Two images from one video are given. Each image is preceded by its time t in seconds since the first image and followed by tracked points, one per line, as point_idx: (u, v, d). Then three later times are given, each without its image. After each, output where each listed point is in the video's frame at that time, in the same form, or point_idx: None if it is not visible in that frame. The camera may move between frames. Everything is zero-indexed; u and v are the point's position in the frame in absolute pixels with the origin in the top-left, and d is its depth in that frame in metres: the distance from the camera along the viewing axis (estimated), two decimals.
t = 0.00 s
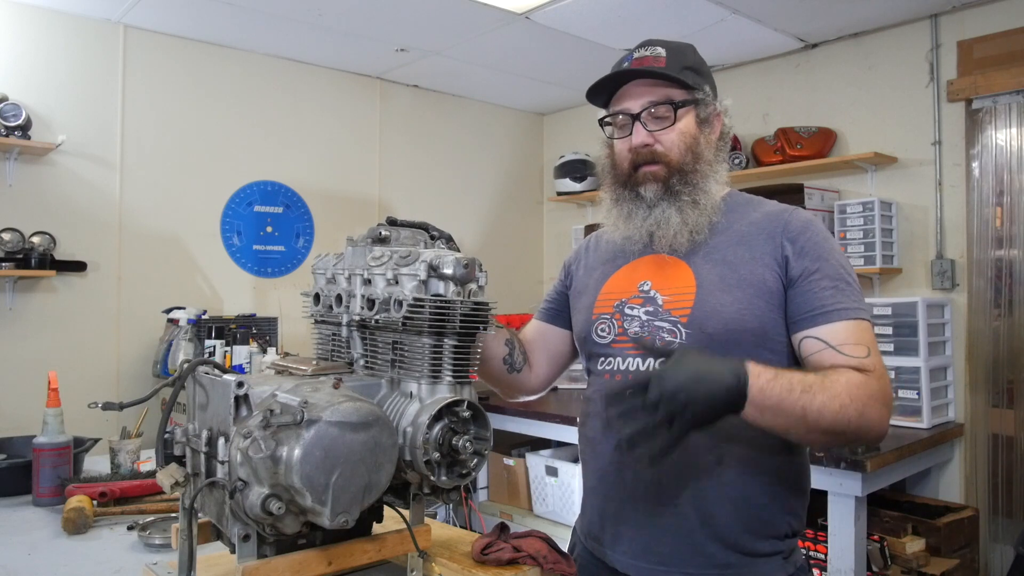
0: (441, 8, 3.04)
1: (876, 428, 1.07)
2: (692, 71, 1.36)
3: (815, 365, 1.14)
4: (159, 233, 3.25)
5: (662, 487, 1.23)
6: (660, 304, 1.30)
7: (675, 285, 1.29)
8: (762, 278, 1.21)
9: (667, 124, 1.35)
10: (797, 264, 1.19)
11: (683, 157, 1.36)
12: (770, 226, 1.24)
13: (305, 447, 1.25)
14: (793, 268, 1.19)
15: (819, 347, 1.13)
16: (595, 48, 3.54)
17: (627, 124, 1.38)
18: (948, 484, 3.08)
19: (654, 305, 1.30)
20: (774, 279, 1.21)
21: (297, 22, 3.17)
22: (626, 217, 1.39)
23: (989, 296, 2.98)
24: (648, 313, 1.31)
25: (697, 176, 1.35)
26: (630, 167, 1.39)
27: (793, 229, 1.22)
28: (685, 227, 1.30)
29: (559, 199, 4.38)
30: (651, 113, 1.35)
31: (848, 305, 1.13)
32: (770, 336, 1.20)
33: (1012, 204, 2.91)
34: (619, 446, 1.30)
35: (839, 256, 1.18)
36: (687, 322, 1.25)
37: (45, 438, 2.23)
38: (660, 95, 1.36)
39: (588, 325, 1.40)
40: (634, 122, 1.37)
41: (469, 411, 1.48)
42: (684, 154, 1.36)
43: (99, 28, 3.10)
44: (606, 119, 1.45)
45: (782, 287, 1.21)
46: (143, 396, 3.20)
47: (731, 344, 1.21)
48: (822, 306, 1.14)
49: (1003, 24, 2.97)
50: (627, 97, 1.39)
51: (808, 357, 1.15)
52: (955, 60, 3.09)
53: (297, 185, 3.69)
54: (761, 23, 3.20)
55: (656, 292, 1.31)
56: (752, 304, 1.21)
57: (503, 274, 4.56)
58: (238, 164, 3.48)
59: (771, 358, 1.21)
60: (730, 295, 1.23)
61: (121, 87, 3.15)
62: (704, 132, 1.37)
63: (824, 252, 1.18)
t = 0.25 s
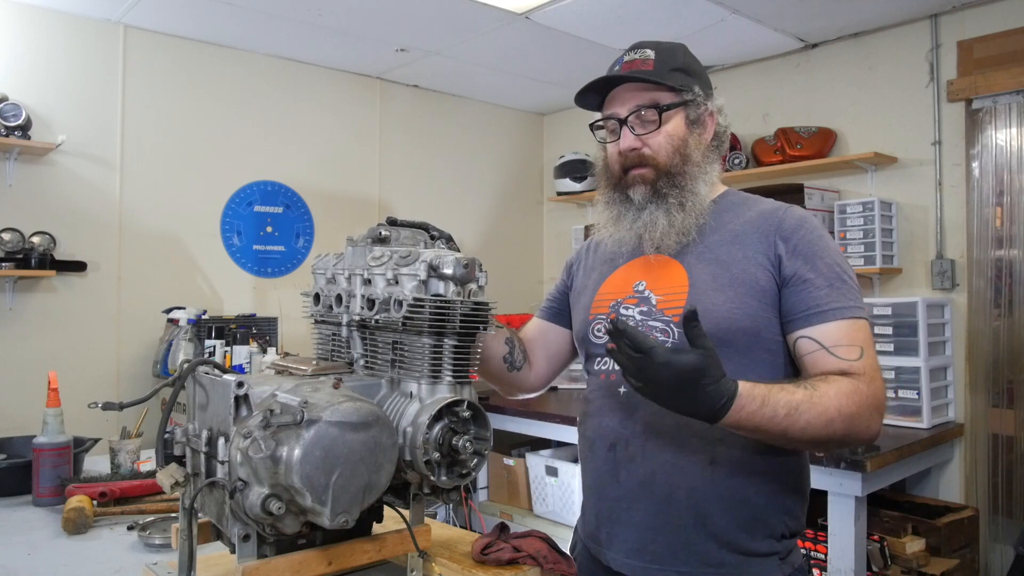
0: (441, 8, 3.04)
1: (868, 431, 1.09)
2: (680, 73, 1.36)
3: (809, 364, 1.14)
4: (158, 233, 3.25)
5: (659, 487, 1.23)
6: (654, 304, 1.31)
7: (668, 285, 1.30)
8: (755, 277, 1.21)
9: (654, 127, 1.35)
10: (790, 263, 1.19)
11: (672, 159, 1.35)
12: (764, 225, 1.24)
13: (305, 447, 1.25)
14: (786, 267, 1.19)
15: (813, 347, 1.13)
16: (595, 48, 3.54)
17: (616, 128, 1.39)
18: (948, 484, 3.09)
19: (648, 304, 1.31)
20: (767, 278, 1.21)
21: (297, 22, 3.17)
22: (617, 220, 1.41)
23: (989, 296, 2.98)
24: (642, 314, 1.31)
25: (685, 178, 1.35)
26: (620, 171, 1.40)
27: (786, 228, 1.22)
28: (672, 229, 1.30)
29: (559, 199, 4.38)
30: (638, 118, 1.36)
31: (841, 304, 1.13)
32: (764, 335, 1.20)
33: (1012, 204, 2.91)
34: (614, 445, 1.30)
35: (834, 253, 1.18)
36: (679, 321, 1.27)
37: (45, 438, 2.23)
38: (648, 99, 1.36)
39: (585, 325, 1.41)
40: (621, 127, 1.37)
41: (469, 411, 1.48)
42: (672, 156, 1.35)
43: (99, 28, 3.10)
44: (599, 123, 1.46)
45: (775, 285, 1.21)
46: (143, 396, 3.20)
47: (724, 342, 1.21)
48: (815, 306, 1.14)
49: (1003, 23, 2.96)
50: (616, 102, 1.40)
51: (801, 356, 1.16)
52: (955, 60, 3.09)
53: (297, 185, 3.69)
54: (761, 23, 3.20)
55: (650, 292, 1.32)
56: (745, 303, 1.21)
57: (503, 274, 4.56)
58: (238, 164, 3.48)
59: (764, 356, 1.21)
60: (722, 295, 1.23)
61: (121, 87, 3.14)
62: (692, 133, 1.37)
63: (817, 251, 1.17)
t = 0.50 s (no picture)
0: (441, 8, 3.04)
1: (865, 439, 1.06)
2: (677, 74, 1.36)
3: (800, 366, 1.14)
4: (158, 233, 3.25)
5: (659, 486, 1.23)
6: (653, 303, 1.30)
7: (668, 284, 1.29)
8: (752, 277, 1.21)
9: (652, 129, 1.36)
10: (786, 263, 1.19)
11: (670, 159, 1.36)
12: (761, 225, 1.24)
13: (306, 447, 1.25)
14: (783, 267, 1.19)
15: (804, 348, 1.13)
16: (595, 48, 3.54)
17: (614, 131, 1.40)
18: (948, 484, 3.09)
19: (648, 304, 1.30)
20: (763, 278, 1.21)
21: (297, 22, 3.17)
22: (617, 221, 1.42)
23: (989, 296, 2.98)
24: (642, 313, 1.31)
25: (684, 177, 1.35)
26: (619, 172, 1.41)
27: (783, 229, 1.22)
28: (670, 229, 1.30)
29: (559, 199, 4.38)
30: (635, 120, 1.37)
31: (834, 306, 1.12)
32: (762, 335, 1.20)
33: (1012, 204, 2.91)
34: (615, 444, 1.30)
35: (830, 254, 1.17)
36: (677, 321, 1.26)
37: (45, 438, 2.23)
38: (645, 101, 1.37)
39: (586, 325, 1.40)
40: (619, 130, 1.38)
41: (469, 411, 1.48)
42: (670, 157, 1.36)
43: (99, 29, 3.10)
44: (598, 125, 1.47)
45: (771, 285, 1.21)
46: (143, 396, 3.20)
47: (724, 341, 1.21)
48: (807, 307, 1.14)
49: (1003, 23, 2.97)
50: (614, 104, 1.40)
51: (794, 357, 1.16)
52: (955, 60, 3.09)
53: (296, 185, 3.69)
54: (761, 23, 3.20)
55: (649, 292, 1.31)
56: (742, 302, 1.21)
57: (503, 274, 4.56)
58: (238, 164, 3.48)
59: (763, 356, 1.20)
60: (720, 294, 1.23)
61: (121, 87, 3.15)
62: (691, 134, 1.37)
63: (814, 251, 1.17)
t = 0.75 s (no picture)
0: (441, 8, 3.04)
1: (869, 437, 1.08)
2: (678, 74, 1.36)
3: (806, 367, 1.15)
4: (158, 233, 3.25)
5: (660, 486, 1.23)
6: (656, 303, 1.29)
7: (671, 284, 1.29)
8: (756, 277, 1.21)
9: (651, 129, 1.36)
10: (791, 263, 1.19)
11: (668, 160, 1.36)
12: (766, 226, 1.24)
13: (305, 447, 1.25)
14: (788, 268, 1.19)
15: (812, 349, 1.14)
16: (595, 48, 3.54)
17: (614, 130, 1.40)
18: (948, 484, 3.09)
19: (651, 304, 1.30)
20: (768, 278, 1.21)
21: (298, 22, 3.17)
22: (616, 221, 1.42)
23: (989, 296, 2.98)
24: (644, 313, 1.31)
25: (682, 178, 1.35)
26: (619, 172, 1.41)
27: (788, 229, 1.22)
28: (668, 229, 1.30)
29: (559, 199, 4.38)
30: (634, 120, 1.37)
31: (841, 307, 1.13)
32: (767, 335, 1.20)
33: (1012, 204, 2.91)
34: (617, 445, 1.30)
35: (834, 253, 1.18)
36: (682, 321, 1.25)
37: (45, 438, 2.23)
38: (645, 101, 1.37)
39: (588, 325, 1.40)
40: (618, 129, 1.38)
41: (469, 411, 1.48)
42: (669, 157, 1.36)
43: (99, 29, 3.10)
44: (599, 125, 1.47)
45: (776, 286, 1.21)
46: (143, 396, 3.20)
47: (727, 341, 1.21)
48: (814, 309, 1.15)
49: (1003, 23, 2.97)
50: (614, 104, 1.40)
51: (800, 358, 1.16)
52: (955, 60, 3.09)
53: (296, 185, 3.69)
54: (761, 23, 3.20)
55: (652, 291, 1.31)
56: (747, 303, 1.21)
57: (503, 274, 4.56)
58: (238, 164, 3.48)
59: (766, 356, 1.21)
60: (725, 295, 1.23)
61: (121, 87, 3.15)
62: (690, 134, 1.37)
63: (819, 252, 1.17)
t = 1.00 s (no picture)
0: (441, 8, 3.04)
1: (876, 434, 1.08)
2: (671, 75, 1.36)
3: (809, 367, 1.15)
4: (159, 233, 3.25)
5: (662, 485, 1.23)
6: (660, 303, 1.29)
7: (675, 284, 1.29)
8: (761, 278, 1.21)
9: (642, 130, 1.37)
10: (794, 263, 1.19)
11: (660, 160, 1.37)
12: (769, 226, 1.24)
13: (306, 447, 1.25)
14: (791, 269, 1.19)
15: (815, 348, 1.14)
16: (595, 48, 3.54)
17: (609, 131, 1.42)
18: (948, 484, 3.09)
19: (654, 304, 1.30)
20: (772, 279, 1.21)
21: (298, 22, 3.17)
22: (612, 220, 1.44)
23: (989, 296, 2.98)
24: (648, 313, 1.30)
25: (673, 178, 1.35)
26: (615, 172, 1.43)
27: (791, 230, 1.22)
28: (657, 229, 1.31)
29: (559, 199, 4.38)
30: (627, 121, 1.38)
31: (843, 306, 1.13)
32: (770, 336, 1.20)
33: (1011, 204, 2.91)
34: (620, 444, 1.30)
35: (836, 254, 1.18)
36: (687, 320, 1.25)
37: (45, 438, 2.23)
38: (638, 102, 1.38)
39: (590, 325, 1.40)
40: (612, 130, 1.40)
41: (469, 411, 1.48)
42: (661, 158, 1.37)
43: (99, 29, 3.10)
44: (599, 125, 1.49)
45: (779, 286, 1.21)
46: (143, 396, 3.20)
47: (732, 341, 1.21)
48: (817, 308, 1.14)
49: (1003, 23, 2.97)
50: (610, 105, 1.42)
51: (803, 358, 1.16)
52: (955, 60, 3.09)
53: (296, 185, 3.69)
54: (761, 23, 3.20)
55: (656, 292, 1.31)
56: (751, 304, 1.21)
57: (503, 274, 4.56)
58: (238, 164, 3.48)
59: (769, 356, 1.21)
60: (729, 295, 1.23)
61: (121, 87, 3.15)
62: (683, 134, 1.37)
63: (822, 252, 1.17)
